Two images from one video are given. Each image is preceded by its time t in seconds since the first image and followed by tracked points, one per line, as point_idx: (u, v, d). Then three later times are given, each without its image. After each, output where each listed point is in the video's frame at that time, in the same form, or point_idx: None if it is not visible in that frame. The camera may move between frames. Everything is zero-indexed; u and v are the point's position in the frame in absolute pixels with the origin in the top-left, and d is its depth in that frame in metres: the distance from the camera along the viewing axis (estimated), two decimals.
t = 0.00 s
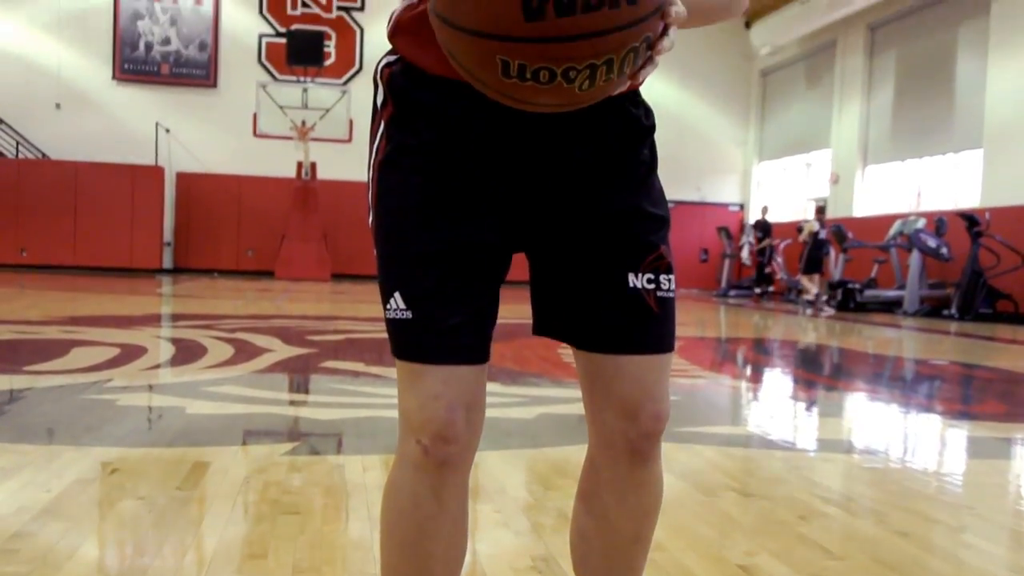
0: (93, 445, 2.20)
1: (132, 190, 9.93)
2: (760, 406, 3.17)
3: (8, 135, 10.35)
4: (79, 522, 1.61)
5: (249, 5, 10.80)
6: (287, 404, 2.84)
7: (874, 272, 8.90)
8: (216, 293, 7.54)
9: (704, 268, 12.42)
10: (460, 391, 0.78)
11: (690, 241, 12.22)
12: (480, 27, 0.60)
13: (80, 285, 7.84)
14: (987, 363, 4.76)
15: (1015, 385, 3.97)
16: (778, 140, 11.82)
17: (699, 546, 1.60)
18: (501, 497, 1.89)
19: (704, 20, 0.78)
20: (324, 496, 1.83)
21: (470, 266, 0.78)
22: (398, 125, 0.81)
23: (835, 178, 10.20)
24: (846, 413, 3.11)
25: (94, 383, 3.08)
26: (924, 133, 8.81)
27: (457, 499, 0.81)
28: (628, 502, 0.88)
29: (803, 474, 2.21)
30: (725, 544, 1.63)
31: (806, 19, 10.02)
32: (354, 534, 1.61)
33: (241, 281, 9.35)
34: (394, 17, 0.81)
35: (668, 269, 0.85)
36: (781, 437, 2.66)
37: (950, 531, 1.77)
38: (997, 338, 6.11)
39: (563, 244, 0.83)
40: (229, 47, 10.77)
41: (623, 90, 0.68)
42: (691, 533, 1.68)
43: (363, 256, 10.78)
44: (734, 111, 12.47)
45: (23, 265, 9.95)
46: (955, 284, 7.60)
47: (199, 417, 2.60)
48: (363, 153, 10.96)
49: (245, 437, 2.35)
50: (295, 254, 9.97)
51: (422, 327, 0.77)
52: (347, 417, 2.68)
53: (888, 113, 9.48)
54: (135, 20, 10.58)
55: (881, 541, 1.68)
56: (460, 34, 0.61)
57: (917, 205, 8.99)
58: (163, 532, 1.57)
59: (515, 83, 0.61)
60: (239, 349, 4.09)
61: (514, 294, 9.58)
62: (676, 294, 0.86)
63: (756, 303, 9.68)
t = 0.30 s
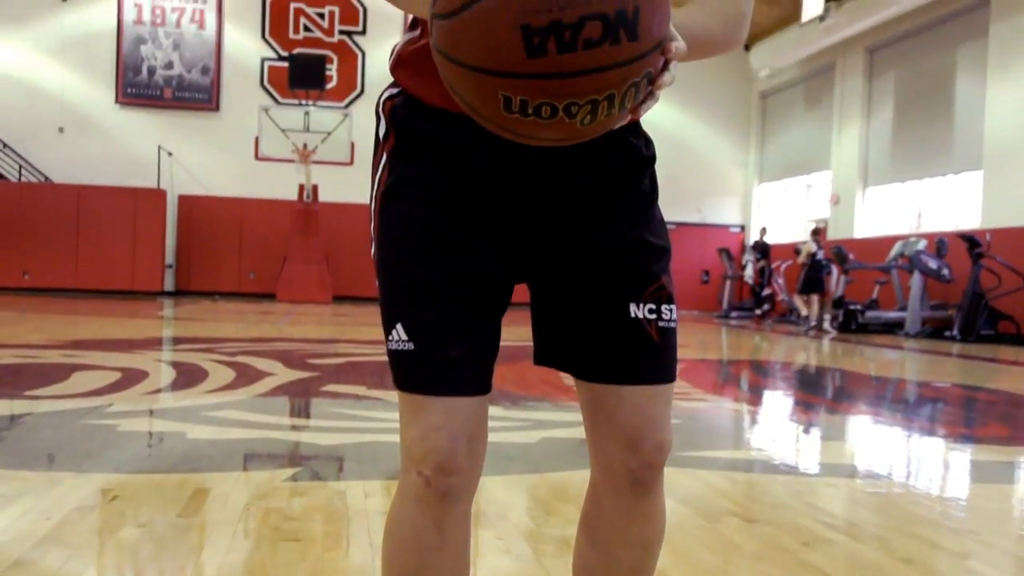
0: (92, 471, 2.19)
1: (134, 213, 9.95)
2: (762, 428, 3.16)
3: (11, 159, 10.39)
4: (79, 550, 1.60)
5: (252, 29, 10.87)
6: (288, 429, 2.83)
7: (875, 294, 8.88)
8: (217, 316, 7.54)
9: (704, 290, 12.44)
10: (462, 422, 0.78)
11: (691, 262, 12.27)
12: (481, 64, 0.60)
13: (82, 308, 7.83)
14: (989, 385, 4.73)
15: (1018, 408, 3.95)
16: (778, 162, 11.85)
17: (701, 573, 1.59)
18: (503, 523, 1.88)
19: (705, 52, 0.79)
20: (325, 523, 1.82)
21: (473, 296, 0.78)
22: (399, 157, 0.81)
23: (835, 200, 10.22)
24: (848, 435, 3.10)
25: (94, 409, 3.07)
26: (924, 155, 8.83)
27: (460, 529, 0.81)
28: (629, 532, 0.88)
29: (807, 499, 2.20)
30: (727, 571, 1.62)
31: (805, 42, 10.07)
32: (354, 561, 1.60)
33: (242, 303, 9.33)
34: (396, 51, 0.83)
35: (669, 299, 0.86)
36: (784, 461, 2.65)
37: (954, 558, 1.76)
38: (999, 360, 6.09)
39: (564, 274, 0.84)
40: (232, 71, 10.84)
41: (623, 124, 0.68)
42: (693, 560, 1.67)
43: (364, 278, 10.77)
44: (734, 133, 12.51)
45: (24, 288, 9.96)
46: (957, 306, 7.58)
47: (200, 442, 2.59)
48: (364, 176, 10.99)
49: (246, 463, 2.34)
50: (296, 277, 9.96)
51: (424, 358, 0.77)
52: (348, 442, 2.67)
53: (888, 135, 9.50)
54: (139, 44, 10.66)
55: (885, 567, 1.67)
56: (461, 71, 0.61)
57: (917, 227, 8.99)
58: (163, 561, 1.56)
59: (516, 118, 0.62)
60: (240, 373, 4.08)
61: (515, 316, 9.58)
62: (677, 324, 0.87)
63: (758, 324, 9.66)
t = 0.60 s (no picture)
0: (89, 496, 2.18)
1: (135, 236, 9.97)
2: (763, 452, 3.14)
3: (12, 181, 10.43)
4: None
5: (253, 52, 10.94)
6: (287, 453, 2.82)
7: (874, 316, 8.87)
8: (217, 337, 7.54)
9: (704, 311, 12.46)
10: (461, 453, 0.78)
11: (691, 283, 12.30)
12: (481, 99, 0.60)
13: (81, 330, 7.82)
14: (989, 408, 4.72)
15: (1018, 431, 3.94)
16: (776, 184, 11.88)
17: None
18: (501, 550, 1.87)
19: (706, 83, 0.80)
20: (324, 549, 1.81)
21: (472, 327, 0.79)
22: (400, 188, 0.82)
23: (834, 222, 10.26)
24: (848, 459, 3.09)
25: (92, 432, 3.06)
26: (922, 178, 8.86)
27: (457, 562, 0.81)
28: (628, 562, 0.88)
29: (808, 525, 2.19)
30: None
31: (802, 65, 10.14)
32: None
33: (241, 325, 9.32)
34: (397, 83, 0.84)
35: (669, 329, 0.86)
36: (785, 484, 2.64)
37: None
38: (999, 382, 6.09)
39: (564, 306, 0.84)
40: (233, 93, 10.89)
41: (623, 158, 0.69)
42: None
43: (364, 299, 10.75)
44: (733, 156, 12.55)
45: (24, 310, 9.96)
46: (956, 328, 7.57)
47: (199, 466, 2.58)
48: (365, 197, 11.01)
49: (244, 488, 2.33)
50: (296, 298, 9.94)
51: (423, 388, 0.78)
52: (348, 466, 2.66)
53: (886, 157, 9.53)
54: (140, 67, 10.74)
55: None
56: (461, 105, 0.62)
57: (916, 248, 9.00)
58: None
59: (515, 152, 0.62)
60: (240, 396, 4.07)
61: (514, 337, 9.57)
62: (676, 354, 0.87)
63: (757, 346, 9.64)
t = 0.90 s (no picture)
0: (87, 518, 2.17)
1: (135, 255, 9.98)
2: (763, 472, 3.13)
3: (12, 201, 10.44)
4: None
5: (253, 72, 10.99)
6: (286, 475, 2.81)
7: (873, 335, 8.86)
8: (215, 357, 7.52)
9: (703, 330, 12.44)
10: (459, 480, 0.78)
11: (690, 302, 12.29)
12: (477, 128, 0.61)
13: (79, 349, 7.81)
14: (989, 427, 4.71)
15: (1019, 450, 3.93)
16: (775, 203, 11.90)
17: None
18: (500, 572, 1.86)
19: (704, 110, 0.80)
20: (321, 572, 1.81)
21: (471, 353, 0.79)
22: (399, 216, 0.83)
23: (833, 240, 10.27)
24: (848, 479, 3.08)
25: (91, 454, 3.05)
26: (920, 196, 8.89)
27: None
28: None
29: (808, 547, 2.18)
30: None
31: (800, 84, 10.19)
32: None
33: (240, 344, 9.31)
34: (396, 112, 0.85)
35: (666, 354, 0.86)
36: (784, 505, 2.63)
37: None
38: (999, 401, 6.07)
39: (562, 331, 0.84)
40: (233, 113, 10.93)
41: (620, 186, 0.69)
42: None
43: (362, 318, 10.73)
44: (732, 175, 12.59)
45: (22, 329, 9.93)
46: (955, 346, 7.56)
47: (198, 487, 2.57)
48: (364, 217, 11.02)
49: (242, 509, 2.32)
50: (294, 317, 9.91)
51: (423, 416, 0.78)
52: (347, 488, 2.65)
53: (884, 175, 9.55)
54: (140, 87, 10.80)
55: None
56: (458, 136, 0.62)
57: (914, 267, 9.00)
58: None
59: (512, 182, 0.63)
60: (238, 417, 4.06)
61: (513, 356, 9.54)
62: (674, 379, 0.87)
63: (756, 365, 9.61)
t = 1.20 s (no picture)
0: (84, 543, 2.16)
1: (135, 274, 9.98)
2: (764, 495, 3.11)
3: (12, 221, 10.45)
4: None
5: (254, 93, 11.04)
6: (285, 498, 2.79)
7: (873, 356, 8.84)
8: (214, 377, 7.51)
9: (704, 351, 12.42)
10: (458, 510, 0.78)
11: (690, 323, 12.27)
12: (477, 165, 0.61)
13: (78, 370, 7.80)
14: (990, 450, 4.69)
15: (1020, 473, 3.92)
16: (775, 224, 11.91)
17: None
18: None
19: (702, 142, 0.81)
20: None
21: (471, 383, 0.79)
22: (399, 246, 0.83)
23: (832, 261, 10.28)
24: (851, 502, 3.06)
25: (88, 477, 3.04)
26: (919, 218, 8.90)
27: None
28: None
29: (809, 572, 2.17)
30: None
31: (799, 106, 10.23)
32: None
33: (239, 364, 9.29)
34: (396, 142, 0.85)
35: (665, 384, 0.86)
36: (786, 529, 2.61)
37: None
38: (1000, 423, 6.06)
39: (561, 362, 0.84)
40: (234, 134, 10.98)
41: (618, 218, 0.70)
42: None
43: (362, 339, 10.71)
44: (732, 197, 12.62)
45: (21, 349, 9.92)
46: (955, 368, 7.54)
47: (196, 511, 2.56)
48: (364, 237, 11.03)
49: (240, 534, 2.30)
50: (293, 338, 9.88)
51: (422, 446, 0.78)
52: (345, 511, 2.64)
53: (883, 196, 9.59)
54: (141, 108, 10.85)
55: None
56: (457, 168, 0.63)
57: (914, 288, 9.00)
58: None
59: (512, 216, 0.63)
60: (237, 438, 4.05)
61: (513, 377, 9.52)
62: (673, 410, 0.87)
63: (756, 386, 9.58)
